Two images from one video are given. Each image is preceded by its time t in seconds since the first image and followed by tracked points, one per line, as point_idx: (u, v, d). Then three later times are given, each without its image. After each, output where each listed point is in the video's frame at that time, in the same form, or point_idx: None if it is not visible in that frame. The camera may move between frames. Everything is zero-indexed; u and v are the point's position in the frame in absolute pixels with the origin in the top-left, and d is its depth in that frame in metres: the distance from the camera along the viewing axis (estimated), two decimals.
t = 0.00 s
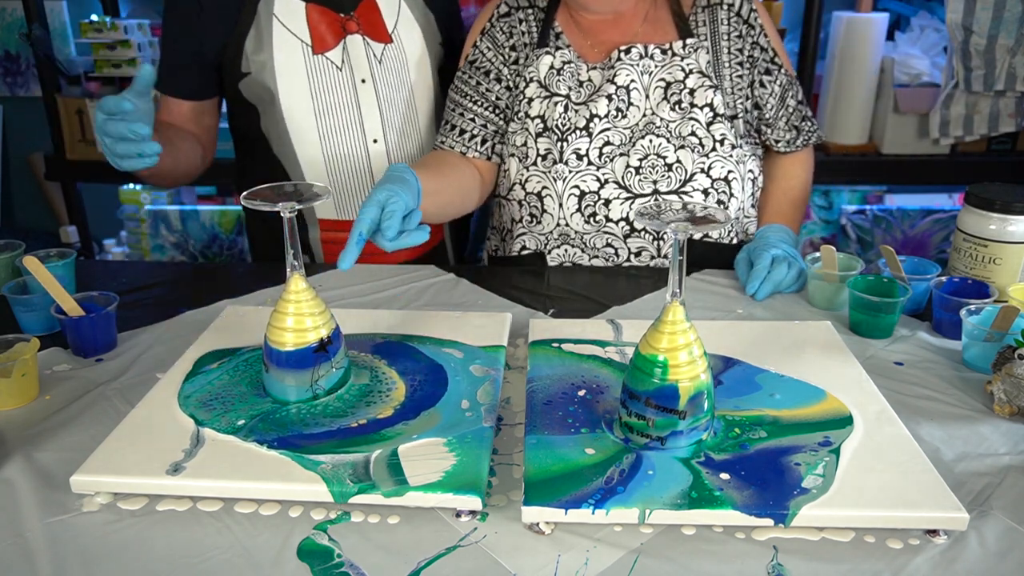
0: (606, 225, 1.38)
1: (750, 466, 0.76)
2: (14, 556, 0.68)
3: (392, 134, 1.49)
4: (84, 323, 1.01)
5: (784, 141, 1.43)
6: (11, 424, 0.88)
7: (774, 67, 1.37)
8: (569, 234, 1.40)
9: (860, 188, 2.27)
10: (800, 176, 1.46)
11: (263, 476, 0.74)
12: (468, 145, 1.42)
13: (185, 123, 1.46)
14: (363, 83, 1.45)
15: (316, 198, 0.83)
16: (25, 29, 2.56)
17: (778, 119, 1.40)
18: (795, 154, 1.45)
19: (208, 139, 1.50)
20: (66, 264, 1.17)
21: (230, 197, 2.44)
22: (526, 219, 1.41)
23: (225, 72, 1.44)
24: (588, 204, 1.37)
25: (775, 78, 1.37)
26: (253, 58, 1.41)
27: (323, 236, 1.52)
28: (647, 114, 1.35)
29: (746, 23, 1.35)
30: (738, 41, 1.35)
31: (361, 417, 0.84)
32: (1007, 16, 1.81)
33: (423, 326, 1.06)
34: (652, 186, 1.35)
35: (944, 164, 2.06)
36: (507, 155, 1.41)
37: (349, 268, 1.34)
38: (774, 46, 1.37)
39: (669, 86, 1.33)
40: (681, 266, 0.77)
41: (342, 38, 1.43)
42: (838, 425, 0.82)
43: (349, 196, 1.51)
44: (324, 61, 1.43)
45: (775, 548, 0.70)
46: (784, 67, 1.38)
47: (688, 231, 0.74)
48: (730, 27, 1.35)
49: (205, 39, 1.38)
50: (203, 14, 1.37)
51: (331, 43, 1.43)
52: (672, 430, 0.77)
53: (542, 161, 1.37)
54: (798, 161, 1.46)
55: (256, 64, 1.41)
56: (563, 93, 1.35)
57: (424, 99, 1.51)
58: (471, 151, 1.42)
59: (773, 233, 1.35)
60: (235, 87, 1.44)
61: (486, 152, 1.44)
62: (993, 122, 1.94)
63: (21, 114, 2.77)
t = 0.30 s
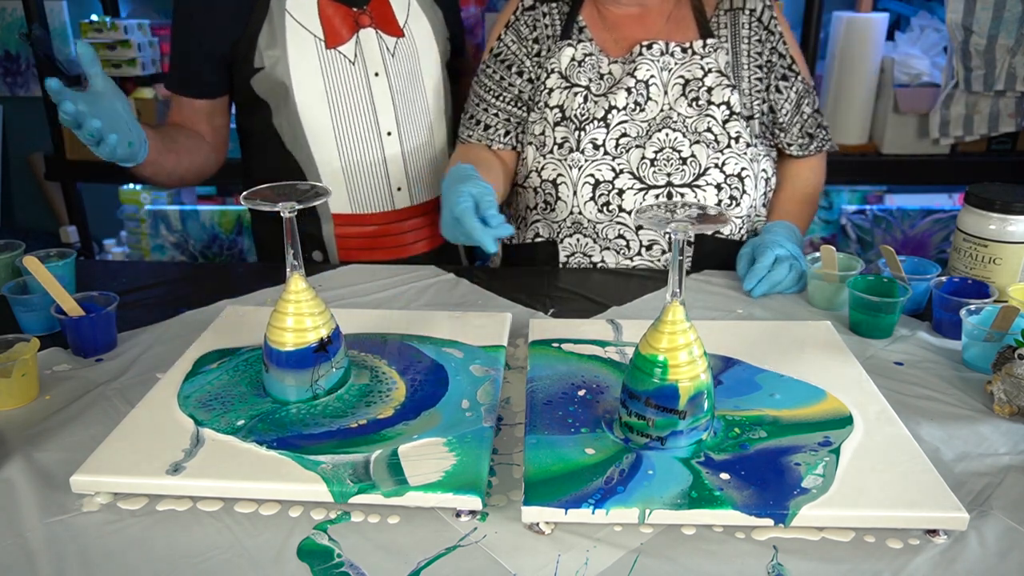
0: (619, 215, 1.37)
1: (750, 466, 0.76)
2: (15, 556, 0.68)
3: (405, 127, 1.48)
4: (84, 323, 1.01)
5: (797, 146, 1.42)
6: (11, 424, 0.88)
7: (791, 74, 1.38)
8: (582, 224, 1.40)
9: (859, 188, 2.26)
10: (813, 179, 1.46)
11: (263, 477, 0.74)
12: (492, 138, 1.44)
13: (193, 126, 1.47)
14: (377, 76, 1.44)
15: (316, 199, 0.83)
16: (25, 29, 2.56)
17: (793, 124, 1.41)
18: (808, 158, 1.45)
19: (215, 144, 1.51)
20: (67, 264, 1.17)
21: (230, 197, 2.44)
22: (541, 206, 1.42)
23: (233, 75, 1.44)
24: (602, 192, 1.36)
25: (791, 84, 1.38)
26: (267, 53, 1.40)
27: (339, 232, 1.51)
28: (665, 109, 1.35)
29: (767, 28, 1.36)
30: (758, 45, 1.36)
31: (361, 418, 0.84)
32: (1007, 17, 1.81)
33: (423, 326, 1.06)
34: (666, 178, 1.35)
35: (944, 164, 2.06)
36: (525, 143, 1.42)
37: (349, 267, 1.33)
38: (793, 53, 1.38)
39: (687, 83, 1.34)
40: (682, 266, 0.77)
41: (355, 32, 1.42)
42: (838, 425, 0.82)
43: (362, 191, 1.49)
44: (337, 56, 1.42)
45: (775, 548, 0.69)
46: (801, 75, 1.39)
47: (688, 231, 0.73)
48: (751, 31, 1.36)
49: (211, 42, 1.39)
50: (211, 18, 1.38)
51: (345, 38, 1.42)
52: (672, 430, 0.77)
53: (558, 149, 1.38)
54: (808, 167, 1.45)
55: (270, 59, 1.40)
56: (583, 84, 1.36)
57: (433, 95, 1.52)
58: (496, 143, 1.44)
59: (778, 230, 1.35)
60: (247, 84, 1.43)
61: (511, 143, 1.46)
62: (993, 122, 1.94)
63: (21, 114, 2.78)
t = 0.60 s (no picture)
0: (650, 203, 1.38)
1: (750, 466, 0.76)
2: (15, 556, 0.68)
3: (417, 125, 1.48)
4: (84, 323, 1.01)
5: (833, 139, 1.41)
6: (11, 424, 0.88)
7: (826, 79, 1.37)
8: (612, 211, 1.40)
9: (859, 188, 2.28)
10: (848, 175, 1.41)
11: (263, 477, 0.74)
12: (524, 131, 1.44)
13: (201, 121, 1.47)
14: (389, 73, 1.44)
15: (316, 199, 0.83)
16: (25, 29, 2.56)
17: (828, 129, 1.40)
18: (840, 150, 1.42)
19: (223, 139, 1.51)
20: (67, 264, 1.17)
21: (230, 197, 2.44)
22: (573, 193, 1.41)
23: (245, 74, 1.45)
24: (634, 180, 1.36)
25: (827, 89, 1.37)
26: (281, 49, 1.40)
27: (348, 228, 1.51)
28: (699, 102, 1.35)
29: (803, 32, 1.35)
30: (794, 48, 1.35)
31: (361, 418, 0.84)
32: (1007, 16, 1.82)
33: (423, 326, 1.06)
34: (698, 168, 1.36)
35: (944, 164, 2.06)
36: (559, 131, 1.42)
37: (348, 267, 1.33)
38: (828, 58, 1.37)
39: (722, 78, 1.34)
40: (682, 266, 0.77)
41: (371, 29, 1.42)
42: (838, 425, 0.82)
43: (373, 188, 1.48)
44: (351, 53, 1.42)
45: (775, 548, 0.69)
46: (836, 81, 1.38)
47: (688, 231, 0.74)
48: (787, 34, 1.35)
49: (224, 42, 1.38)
50: (219, 19, 1.37)
51: (360, 35, 1.42)
52: (672, 431, 0.77)
53: (592, 137, 1.38)
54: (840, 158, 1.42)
55: (284, 55, 1.40)
56: (619, 74, 1.35)
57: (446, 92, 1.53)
58: (530, 135, 1.44)
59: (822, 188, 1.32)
60: (260, 80, 1.43)
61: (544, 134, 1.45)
62: (993, 122, 1.95)
63: (21, 114, 2.78)
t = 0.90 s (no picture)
0: (693, 195, 1.37)
1: (750, 466, 0.76)
2: (15, 556, 0.68)
3: (420, 128, 1.47)
4: (84, 323, 1.01)
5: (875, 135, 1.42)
6: (11, 424, 0.88)
7: (865, 77, 1.38)
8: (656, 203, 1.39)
9: (859, 189, 2.27)
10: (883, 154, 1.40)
11: (263, 477, 0.74)
12: (565, 130, 1.44)
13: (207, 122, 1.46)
14: (395, 77, 1.43)
15: (316, 199, 0.83)
16: (25, 29, 2.56)
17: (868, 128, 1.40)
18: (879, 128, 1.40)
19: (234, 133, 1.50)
20: (67, 264, 1.17)
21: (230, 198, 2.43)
22: (616, 185, 1.40)
23: (254, 70, 1.46)
24: (678, 173, 1.36)
25: (866, 86, 1.38)
26: (288, 48, 1.40)
27: (346, 229, 1.51)
28: (741, 96, 1.35)
29: (842, 29, 1.34)
30: (834, 46, 1.35)
31: (361, 418, 0.84)
32: (1007, 16, 1.82)
33: (422, 326, 1.06)
34: (741, 161, 1.36)
35: (944, 164, 2.06)
36: (600, 126, 1.41)
37: (349, 267, 1.33)
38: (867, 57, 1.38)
39: (764, 74, 1.34)
40: (682, 266, 0.77)
41: (377, 33, 1.42)
42: (838, 425, 0.82)
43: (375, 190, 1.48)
44: (357, 55, 1.42)
45: (775, 548, 0.69)
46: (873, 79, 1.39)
47: (688, 231, 0.75)
48: (827, 31, 1.34)
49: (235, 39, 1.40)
50: (223, 19, 1.38)
51: (367, 37, 1.42)
52: (672, 430, 0.77)
53: (636, 130, 1.38)
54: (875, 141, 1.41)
55: (291, 54, 1.40)
56: (662, 69, 1.35)
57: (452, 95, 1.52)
58: (570, 135, 1.45)
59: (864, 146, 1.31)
60: (266, 77, 1.43)
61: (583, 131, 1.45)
62: (993, 123, 1.94)
63: (21, 114, 2.78)
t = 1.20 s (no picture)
0: (731, 195, 1.38)
1: (750, 466, 0.76)
2: (15, 556, 0.68)
3: (415, 132, 1.48)
4: (84, 323, 1.01)
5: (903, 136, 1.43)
6: (11, 424, 0.88)
7: (897, 82, 1.38)
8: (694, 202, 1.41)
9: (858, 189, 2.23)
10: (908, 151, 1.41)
11: (263, 477, 0.74)
12: (598, 130, 1.46)
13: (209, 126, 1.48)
14: (391, 82, 1.44)
15: (317, 199, 0.83)
16: (25, 29, 2.56)
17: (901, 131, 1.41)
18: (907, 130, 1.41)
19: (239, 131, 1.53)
20: (67, 265, 1.17)
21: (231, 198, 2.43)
22: (653, 184, 1.41)
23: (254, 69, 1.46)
24: (716, 173, 1.38)
25: (899, 91, 1.39)
26: (286, 50, 1.40)
27: (341, 230, 1.50)
28: (778, 97, 1.36)
29: (876, 32, 1.34)
30: (867, 49, 1.35)
31: (361, 418, 0.84)
32: (1007, 17, 1.79)
33: (422, 326, 1.06)
34: (779, 162, 1.36)
35: (944, 165, 2.07)
36: (635, 125, 1.43)
37: (349, 267, 1.33)
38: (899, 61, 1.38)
39: (800, 75, 1.34)
40: (682, 267, 0.77)
41: (373, 37, 1.43)
42: (838, 425, 0.82)
43: (368, 192, 1.48)
44: (354, 58, 1.42)
45: (775, 548, 0.69)
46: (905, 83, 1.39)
47: (688, 232, 0.73)
48: (861, 35, 1.34)
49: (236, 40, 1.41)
50: (226, 18, 1.39)
51: (363, 41, 1.42)
52: (672, 430, 0.77)
53: (673, 130, 1.39)
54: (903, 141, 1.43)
55: (288, 57, 1.40)
56: (699, 69, 1.36)
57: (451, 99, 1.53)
58: (601, 134, 1.46)
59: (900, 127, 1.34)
60: (265, 77, 1.43)
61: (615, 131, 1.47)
62: (993, 123, 1.93)
63: (22, 115, 2.78)
